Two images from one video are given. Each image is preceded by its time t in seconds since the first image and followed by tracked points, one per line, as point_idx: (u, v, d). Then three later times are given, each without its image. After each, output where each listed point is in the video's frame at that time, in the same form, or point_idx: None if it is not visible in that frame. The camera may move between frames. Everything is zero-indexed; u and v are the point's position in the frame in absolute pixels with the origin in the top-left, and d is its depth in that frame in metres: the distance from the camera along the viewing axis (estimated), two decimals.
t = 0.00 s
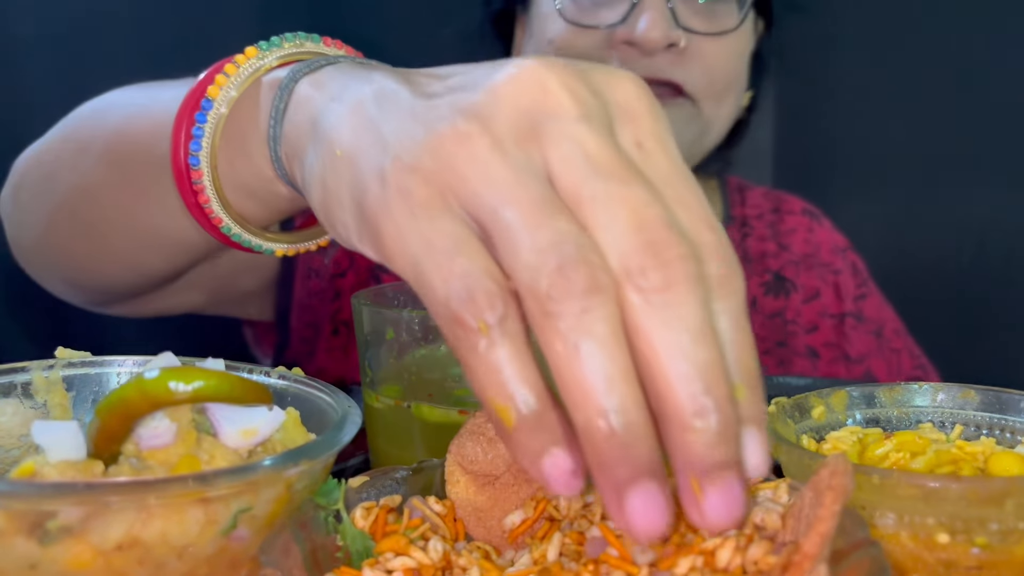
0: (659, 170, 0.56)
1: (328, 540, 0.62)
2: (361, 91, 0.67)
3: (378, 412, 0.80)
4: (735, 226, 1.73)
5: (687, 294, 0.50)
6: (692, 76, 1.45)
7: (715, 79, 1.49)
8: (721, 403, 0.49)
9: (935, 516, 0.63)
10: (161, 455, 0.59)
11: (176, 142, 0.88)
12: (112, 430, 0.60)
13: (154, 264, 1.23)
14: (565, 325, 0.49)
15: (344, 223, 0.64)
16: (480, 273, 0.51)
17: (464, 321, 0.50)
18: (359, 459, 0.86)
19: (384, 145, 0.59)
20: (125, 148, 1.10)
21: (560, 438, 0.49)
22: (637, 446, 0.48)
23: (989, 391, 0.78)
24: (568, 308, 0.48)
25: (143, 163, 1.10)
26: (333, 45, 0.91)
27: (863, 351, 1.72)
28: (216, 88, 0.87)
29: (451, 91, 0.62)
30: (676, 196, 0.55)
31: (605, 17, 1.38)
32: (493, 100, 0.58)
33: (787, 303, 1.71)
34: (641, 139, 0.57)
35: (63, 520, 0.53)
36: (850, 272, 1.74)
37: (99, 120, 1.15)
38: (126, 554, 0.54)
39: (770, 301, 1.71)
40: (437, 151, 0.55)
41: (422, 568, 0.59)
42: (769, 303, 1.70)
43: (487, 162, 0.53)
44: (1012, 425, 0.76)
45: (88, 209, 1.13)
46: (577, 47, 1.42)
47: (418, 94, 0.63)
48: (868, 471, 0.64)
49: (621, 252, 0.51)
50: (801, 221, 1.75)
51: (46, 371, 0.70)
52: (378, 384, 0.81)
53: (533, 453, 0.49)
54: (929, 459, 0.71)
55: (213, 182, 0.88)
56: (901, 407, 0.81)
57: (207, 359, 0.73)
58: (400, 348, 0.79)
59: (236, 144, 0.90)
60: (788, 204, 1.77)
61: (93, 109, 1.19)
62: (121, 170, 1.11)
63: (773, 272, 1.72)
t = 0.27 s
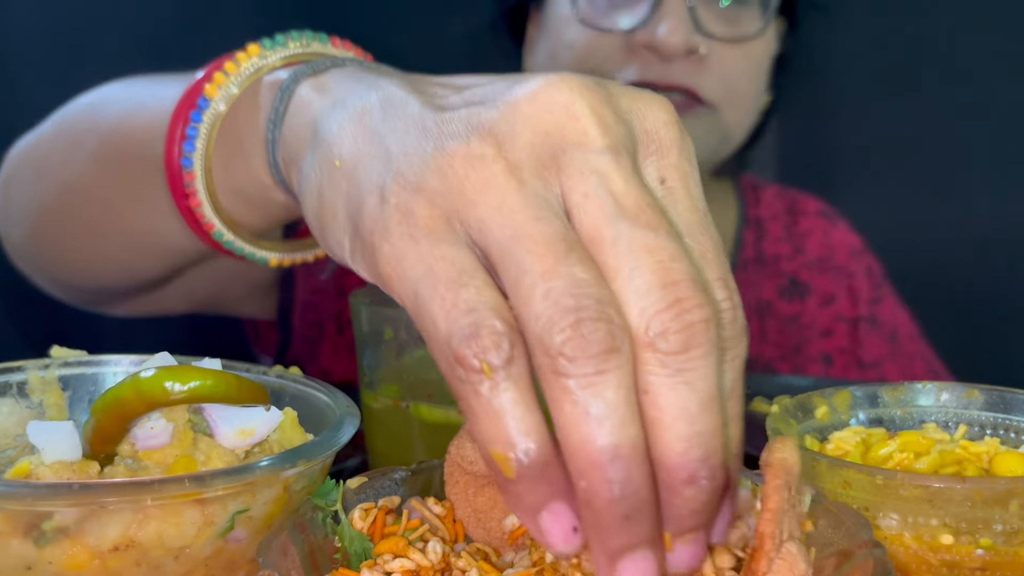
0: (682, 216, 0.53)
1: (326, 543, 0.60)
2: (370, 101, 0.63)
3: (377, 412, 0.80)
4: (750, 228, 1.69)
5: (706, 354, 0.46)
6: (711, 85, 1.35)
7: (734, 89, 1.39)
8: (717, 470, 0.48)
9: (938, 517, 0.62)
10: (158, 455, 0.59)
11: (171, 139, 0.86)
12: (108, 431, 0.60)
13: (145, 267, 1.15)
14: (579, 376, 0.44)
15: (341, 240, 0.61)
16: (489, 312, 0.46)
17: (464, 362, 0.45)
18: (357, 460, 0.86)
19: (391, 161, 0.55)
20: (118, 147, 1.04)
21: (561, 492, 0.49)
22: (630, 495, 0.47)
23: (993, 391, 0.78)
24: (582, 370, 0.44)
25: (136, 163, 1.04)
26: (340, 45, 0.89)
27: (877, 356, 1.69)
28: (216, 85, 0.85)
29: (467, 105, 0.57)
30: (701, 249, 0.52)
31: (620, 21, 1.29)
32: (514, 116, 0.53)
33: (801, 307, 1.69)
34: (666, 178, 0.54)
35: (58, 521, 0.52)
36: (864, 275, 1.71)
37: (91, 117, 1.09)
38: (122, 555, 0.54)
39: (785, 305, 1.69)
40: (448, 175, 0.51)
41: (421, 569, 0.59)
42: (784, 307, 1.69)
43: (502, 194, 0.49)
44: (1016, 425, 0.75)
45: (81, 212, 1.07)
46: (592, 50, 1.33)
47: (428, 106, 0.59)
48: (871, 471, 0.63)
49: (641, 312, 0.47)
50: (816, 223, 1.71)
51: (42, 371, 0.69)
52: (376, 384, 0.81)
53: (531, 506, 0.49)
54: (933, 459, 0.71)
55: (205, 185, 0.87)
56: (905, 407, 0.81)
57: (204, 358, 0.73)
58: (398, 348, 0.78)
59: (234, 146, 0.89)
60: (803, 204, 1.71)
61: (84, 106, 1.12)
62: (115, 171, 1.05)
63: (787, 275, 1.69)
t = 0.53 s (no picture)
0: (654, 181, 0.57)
1: (326, 542, 0.59)
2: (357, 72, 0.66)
3: (376, 410, 0.80)
4: (752, 226, 1.63)
5: (678, 305, 0.50)
6: (710, 85, 1.35)
7: (732, 90, 1.38)
8: (696, 429, 0.51)
9: (940, 515, 0.62)
10: (156, 454, 0.59)
11: (160, 126, 0.87)
12: (106, 429, 0.60)
13: (130, 263, 1.13)
14: (535, 342, 0.49)
15: (329, 209, 0.63)
16: (444, 290, 0.52)
17: (428, 348, 0.51)
18: (356, 459, 0.85)
19: (376, 129, 0.58)
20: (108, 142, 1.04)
21: (506, 480, 0.53)
22: (592, 459, 0.50)
23: (994, 390, 0.78)
24: (539, 332, 0.49)
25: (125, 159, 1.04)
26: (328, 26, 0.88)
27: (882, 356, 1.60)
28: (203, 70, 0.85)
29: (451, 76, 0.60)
30: (677, 210, 0.56)
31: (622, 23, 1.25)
32: (495, 86, 0.57)
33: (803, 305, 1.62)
34: (648, 144, 0.59)
35: (57, 520, 0.52)
36: (869, 274, 1.64)
37: (79, 116, 1.09)
38: (121, 555, 0.53)
39: (786, 302, 1.62)
40: (430, 145, 0.55)
41: (420, 568, 0.58)
42: (784, 306, 1.62)
43: (478, 162, 0.52)
44: (1017, 424, 0.75)
45: (73, 210, 1.07)
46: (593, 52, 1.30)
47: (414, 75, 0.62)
48: (873, 471, 0.62)
49: (613, 273, 0.51)
50: (819, 221, 1.66)
51: (41, 369, 0.69)
52: (376, 382, 0.80)
53: (478, 490, 0.53)
54: (934, 458, 0.70)
55: (196, 170, 0.87)
56: (906, 405, 0.80)
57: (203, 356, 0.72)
58: (398, 347, 0.78)
59: (222, 131, 0.88)
60: (805, 201, 1.67)
61: (74, 103, 1.12)
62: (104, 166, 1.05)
63: (789, 272, 1.63)
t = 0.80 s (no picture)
0: (644, 228, 0.54)
1: (328, 538, 0.59)
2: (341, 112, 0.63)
3: (376, 408, 0.79)
4: (745, 223, 1.62)
5: (666, 376, 0.47)
6: (699, 81, 1.33)
7: (723, 87, 1.36)
8: (688, 486, 0.49)
9: (940, 513, 0.62)
10: (157, 452, 0.59)
11: (151, 146, 0.86)
12: (106, 427, 0.60)
13: (122, 267, 1.12)
14: (489, 429, 0.46)
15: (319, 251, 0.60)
16: (423, 370, 0.50)
17: (408, 425, 0.50)
18: (357, 456, 0.85)
19: (355, 189, 0.56)
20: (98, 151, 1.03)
21: (478, 544, 0.53)
22: (550, 553, 0.47)
23: (994, 387, 0.78)
24: (493, 418, 0.46)
25: (115, 169, 1.03)
26: (308, 42, 0.89)
27: (876, 352, 1.60)
28: (189, 91, 0.85)
29: (433, 126, 0.57)
30: (675, 258, 0.54)
31: (607, 20, 1.29)
32: (472, 144, 0.53)
33: (797, 302, 1.61)
34: (643, 190, 0.55)
35: (57, 518, 0.52)
36: (863, 270, 1.63)
37: (71, 126, 1.08)
38: (121, 552, 0.53)
39: (780, 299, 1.61)
40: (404, 213, 0.52)
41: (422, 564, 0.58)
42: (778, 303, 1.60)
43: (452, 230, 0.49)
44: (1017, 422, 0.75)
45: (67, 219, 1.06)
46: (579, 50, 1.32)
47: (393, 121, 0.59)
48: (873, 469, 0.63)
49: (601, 337, 0.48)
50: (814, 218, 1.65)
51: (41, 367, 0.69)
52: (376, 380, 0.80)
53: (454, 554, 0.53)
54: (934, 456, 0.70)
55: (186, 193, 0.87)
56: (906, 403, 0.80)
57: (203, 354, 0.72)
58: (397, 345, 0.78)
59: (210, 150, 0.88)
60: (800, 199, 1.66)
61: (67, 110, 1.11)
62: (97, 176, 1.04)
63: (783, 269, 1.62)
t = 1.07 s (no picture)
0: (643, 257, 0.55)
1: (328, 536, 0.59)
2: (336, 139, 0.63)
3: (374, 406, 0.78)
4: (743, 222, 1.63)
5: (671, 396, 0.47)
6: (695, 79, 1.33)
7: (718, 86, 1.35)
8: (699, 509, 0.48)
9: (940, 511, 0.62)
10: (157, 449, 0.58)
11: (147, 167, 0.86)
12: (106, 425, 0.60)
13: (110, 276, 1.10)
14: (482, 451, 0.46)
15: (313, 288, 0.61)
16: (412, 394, 0.50)
17: (393, 450, 0.50)
18: (357, 453, 0.85)
19: (349, 212, 0.56)
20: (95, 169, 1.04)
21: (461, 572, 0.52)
22: None
23: (994, 385, 0.78)
24: (487, 442, 0.46)
25: (112, 187, 1.03)
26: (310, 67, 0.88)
27: (873, 350, 1.59)
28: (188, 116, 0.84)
29: (431, 151, 0.57)
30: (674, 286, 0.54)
31: (603, 18, 1.28)
32: (473, 170, 0.54)
33: (795, 300, 1.60)
34: (641, 218, 0.56)
35: (57, 516, 0.52)
36: (861, 268, 1.62)
37: (67, 141, 1.08)
38: (121, 550, 0.53)
39: (778, 298, 1.60)
40: (400, 237, 0.52)
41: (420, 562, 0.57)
42: (775, 302, 1.60)
43: (449, 253, 0.50)
44: (1017, 420, 0.76)
45: (65, 235, 1.07)
46: (575, 48, 1.32)
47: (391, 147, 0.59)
48: (873, 466, 0.62)
49: (604, 360, 0.48)
50: (812, 216, 1.64)
51: (41, 365, 0.69)
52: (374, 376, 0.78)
53: None
54: (934, 454, 0.70)
55: (182, 216, 0.87)
56: (906, 401, 0.80)
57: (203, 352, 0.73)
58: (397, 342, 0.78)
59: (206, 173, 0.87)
60: (798, 197, 1.66)
61: (66, 121, 1.11)
62: (95, 192, 1.04)
63: (781, 268, 1.61)
